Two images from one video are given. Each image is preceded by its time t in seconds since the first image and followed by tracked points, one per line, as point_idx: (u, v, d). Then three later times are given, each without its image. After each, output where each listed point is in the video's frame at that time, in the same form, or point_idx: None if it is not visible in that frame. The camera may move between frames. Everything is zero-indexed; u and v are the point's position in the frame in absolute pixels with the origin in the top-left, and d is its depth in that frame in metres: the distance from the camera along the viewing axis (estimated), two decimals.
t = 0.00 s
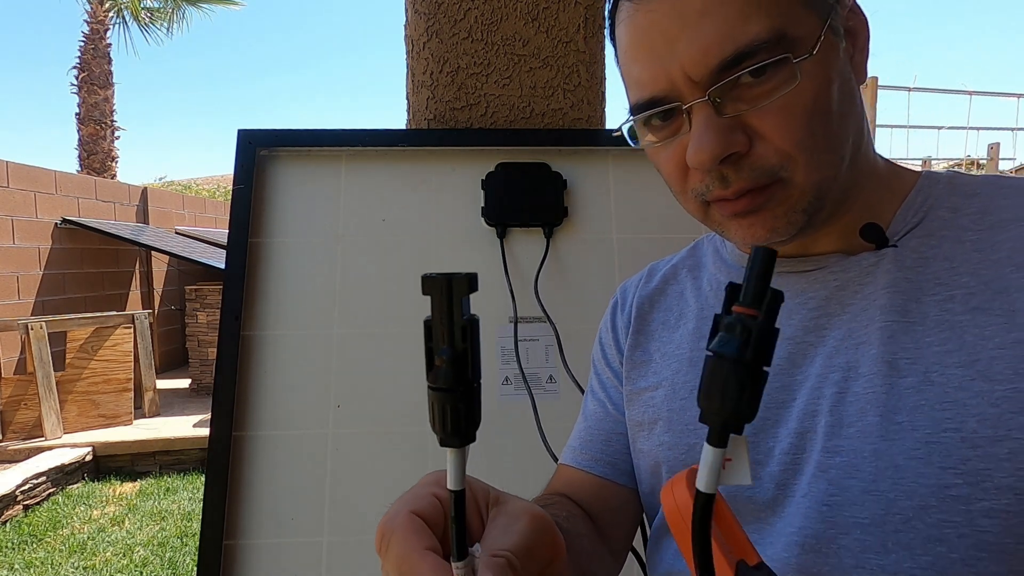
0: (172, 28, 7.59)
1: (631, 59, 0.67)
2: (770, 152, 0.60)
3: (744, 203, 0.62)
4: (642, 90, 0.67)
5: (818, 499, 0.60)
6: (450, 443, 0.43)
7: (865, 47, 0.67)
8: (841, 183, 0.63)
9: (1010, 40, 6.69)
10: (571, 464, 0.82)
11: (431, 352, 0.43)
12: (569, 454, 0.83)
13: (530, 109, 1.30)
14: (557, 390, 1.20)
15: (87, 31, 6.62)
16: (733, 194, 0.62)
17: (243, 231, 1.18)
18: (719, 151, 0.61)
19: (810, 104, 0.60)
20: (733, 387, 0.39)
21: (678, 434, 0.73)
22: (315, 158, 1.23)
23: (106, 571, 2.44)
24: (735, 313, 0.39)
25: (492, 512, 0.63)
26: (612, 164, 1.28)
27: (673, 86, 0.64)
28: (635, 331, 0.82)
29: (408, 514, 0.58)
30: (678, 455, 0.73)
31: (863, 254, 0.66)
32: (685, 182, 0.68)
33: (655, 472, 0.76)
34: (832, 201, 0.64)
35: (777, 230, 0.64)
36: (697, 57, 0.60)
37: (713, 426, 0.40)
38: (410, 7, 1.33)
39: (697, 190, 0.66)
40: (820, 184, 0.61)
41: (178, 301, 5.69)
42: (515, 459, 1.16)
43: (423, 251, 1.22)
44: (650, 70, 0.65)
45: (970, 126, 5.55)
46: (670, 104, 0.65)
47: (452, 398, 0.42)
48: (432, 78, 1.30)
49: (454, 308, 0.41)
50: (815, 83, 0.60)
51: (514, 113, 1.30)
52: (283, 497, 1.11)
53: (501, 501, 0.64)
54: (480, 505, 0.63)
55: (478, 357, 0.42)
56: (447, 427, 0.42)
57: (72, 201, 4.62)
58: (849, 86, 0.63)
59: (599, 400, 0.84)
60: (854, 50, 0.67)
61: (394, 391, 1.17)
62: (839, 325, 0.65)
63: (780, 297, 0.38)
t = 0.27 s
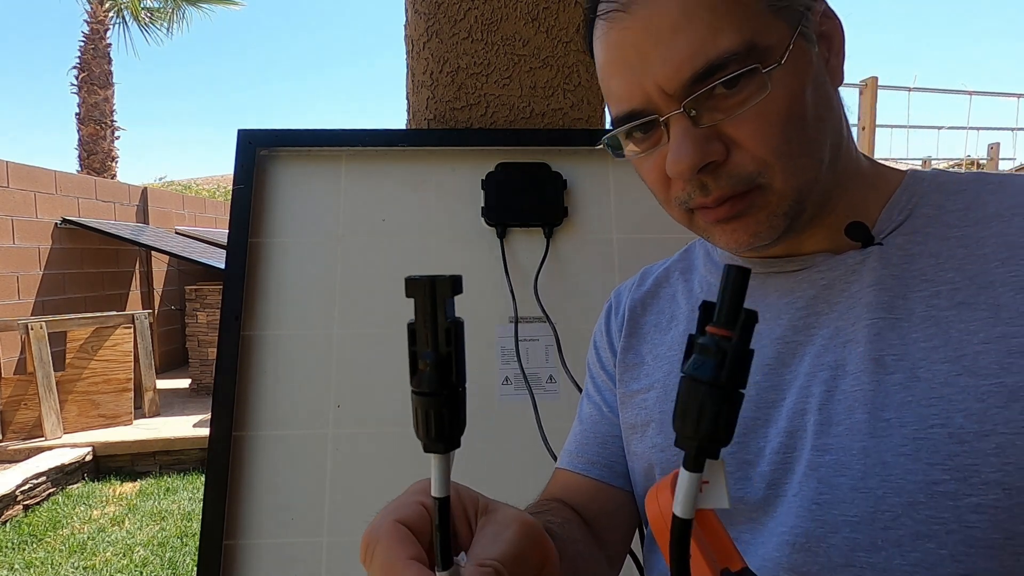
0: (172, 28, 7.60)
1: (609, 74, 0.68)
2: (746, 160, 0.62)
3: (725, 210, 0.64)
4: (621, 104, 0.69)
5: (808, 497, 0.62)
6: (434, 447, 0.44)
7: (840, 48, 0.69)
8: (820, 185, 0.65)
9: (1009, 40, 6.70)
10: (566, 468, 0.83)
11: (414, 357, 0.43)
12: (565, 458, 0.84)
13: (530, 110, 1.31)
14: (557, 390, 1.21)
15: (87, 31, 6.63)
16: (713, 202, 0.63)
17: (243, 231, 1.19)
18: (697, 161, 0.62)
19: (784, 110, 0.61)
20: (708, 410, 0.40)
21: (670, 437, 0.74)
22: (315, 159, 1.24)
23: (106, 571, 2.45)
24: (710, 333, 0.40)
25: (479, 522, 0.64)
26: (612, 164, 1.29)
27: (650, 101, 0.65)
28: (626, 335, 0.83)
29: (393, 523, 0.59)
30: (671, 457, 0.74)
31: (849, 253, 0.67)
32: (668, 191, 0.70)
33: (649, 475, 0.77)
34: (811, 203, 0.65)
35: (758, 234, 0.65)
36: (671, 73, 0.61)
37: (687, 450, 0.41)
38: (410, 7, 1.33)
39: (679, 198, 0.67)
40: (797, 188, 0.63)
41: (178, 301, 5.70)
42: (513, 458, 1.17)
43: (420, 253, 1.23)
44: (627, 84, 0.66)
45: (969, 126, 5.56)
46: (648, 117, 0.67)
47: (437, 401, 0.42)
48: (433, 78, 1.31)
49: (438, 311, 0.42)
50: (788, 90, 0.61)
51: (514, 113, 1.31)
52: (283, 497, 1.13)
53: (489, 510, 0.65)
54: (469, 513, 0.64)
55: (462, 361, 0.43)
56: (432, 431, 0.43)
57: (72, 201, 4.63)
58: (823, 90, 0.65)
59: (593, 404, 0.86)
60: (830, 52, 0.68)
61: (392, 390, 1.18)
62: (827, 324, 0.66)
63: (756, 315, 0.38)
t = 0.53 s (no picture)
0: (172, 28, 7.60)
1: (596, 78, 0.69)
2: (733, 161, 0.63)
3: (714, 212, 0.64)
4: (608, 107, 0.70)
5: (801, 498, 0.62)
6: (408, 463, 0.44)
7: (827, 49, 0.70)
8: (808, 186, 0.66)
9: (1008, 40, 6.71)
10: (561, 471, 0.84)
11: (386, 373, 0.43)
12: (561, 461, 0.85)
13: (530, 109, 1.32)
14: (557, 390, 1.22)
15: (87, 31, 6.64)
16: (701, 204, 0.64)
17: (243, 231, 1.20)
18: (684, 164, 0.63)
19: (770, 112, 0.62)
20: (687, 431, 0.40)
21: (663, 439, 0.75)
22: (315, 159, 1.25)
23: (106, 571, 2.46)
24: (687, 353, 0.40)
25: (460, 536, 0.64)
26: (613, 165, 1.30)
27: (637, 105, 0.66)
28: (619, 336, 0.84)
29: (371, 539, 0.59)
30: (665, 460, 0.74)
31: (839, 253, 0.68)
32: (657, 193, 0.70)
33: (643, 476, 0.78)
34: (799, 204, 0.66)
35: (747, 235, 0.66)
36: (656, 76, 0.62)
37: (667, 470, 0.42)
38: (410, 7, 1.34)
39: (668, 201, 0.68)
40: (785, 189, 0.64)
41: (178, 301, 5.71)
42: (510, 459, 1.17)
43: (417, 254, 1.24)
44: (614, 89, 0.67)
45: (968, 126, 5.57)
46: (636, 120, 0.68)
47: (411, 418, 0.43)
48: (432, 78, 1.31)
49: (410, 327, 0.42)
50: (773, 92, 0.62)
51: (514, 113, 1.32)
52: (282, 498, 1.13)
53: (471, 525, 0.65)
54: (450, 526, 0.64)
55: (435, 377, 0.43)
56: (407, 449, 0.43)
57: (72, 201, 4.63)
58: (810, 91, 0.65)
59: (588, 406, 0.87)
60: (816, 53, 0.69)
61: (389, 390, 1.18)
62: (818, 324, 0.67)
63: (732, 336, 0.39)
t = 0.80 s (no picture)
0: (172, 28, 7.61)
1: (588, 79, 0.70)
2: (725, 162, 0.63)
3: (706, 212, 0.65)
4: (601, 108, 0.71)
5: (794, 497, 0.63)
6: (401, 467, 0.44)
7: (819, 49, 0.70)
8: (799, 186, 0.66)
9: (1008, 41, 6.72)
10: (557, 472, 0.85)
11: (381, 376, 0.43)
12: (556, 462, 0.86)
13: (530, 109, 1.33)
14: (557, 390, 1.23)
15: (87, 31, 6.65)
16: (693, 205, 0.65)
17: (242, 231, 1.20)
18: (676, 164, 0.64)
19: (761, 113, 0.63)
20: (677, 421, 0.41)
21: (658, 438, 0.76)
22: (315, 159, 1.26)
23: (106, 571, 2.47)
24: (676, 343, 0.41)
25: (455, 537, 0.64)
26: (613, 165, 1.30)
27: (629, 106, 0.67)
28: (614, 337, 0.85)
29: (365, 541, 0.60)
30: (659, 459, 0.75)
31: (831, 252, 0.69)
32: (650, 194, 0.71)
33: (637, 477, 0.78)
34: (791, 204, 0.67)
35: (739, 235, 0.67)
36: (647, 77, 0.63)
37: (658, 460, 0.43)
38: (410, 7, 1.35)
39: (660, 201, 0.69)
40: (776, 189, 0.64)
41: (178, 301, 5.72)
42: (508, 458, 1.18)
43: (416, 254, 1.25)
44: (606, 90, 0.68)
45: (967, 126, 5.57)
46: (628, 122, 0.69)
47: (404, 421, 0.43)
48: (433, 78, 1.32)
49: (405, 328, 0.42)
50: (763, 92, 0.63)
51: (514, 113, 1.33)
52: (281, 497, 1.14)
53: (465, 527, 0.65)
54: (445, 528, 0.64)
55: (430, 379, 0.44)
56: (402, 452, 0.43)
57: (72, 201, 4.64)
58: (801, 92, 0.66)
59: (583, 407, 0.87)
60: (808, 54, 0.70)
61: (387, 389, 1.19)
62: (810, 322, 0.68)
63: (721, 325, 0.40)
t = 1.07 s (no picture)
0: (172, 28, 7.62)
1: (583, 80, 0.70)
2: (720, 161, 0.64)
3: (701, 212, 0.66)
4: (596, 108, 0.71)
5: (789, 498, 0.63)
6: (386, 473, 0.44)
7: (814, 49, 0.71)
8: (794, 185, 0.67)
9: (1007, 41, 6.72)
10: (555, 473, 0.85)
11: (363, 384, 0.44)
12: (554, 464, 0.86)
13: (530, 109, 1.33)
14: (557, 390, 1.23)
15: (87, 31, 6.65)
16: (689, 204, 0.65)
17: (242, 231, 1.21)
18: (671, 164, 0.65)
19: (755, 112, 0.63)
20: (676, 426, 0.41)
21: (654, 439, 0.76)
22: (315, 159, 1.26)
23: (106, 571, 2.47)
24: (678, 349, 0.41)
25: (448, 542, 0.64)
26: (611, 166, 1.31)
27: (625, 106, 0.67)
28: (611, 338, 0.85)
29: (355, 548, 0.60)
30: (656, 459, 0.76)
31: (827, 252, 0.69)
32: (645, 193, 0.72)
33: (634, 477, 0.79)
34: (786, 204, 0.67)
35: (734, 235, 0.67)
36: (643, 77, 0.63)
37: (656, 465, 0.43)
38: (410, 7, 1.36)
39: (656, 201, 0.69)
40: (771, 188, 0.65)
41: (178, 301, 5.72)
42: (507, 458, 1.19)
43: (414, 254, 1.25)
44: (601, 91, 0.68)
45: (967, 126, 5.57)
46: (623, 121, 0.69)
47: (387, 427, 0.43)
48: (433, 78, 1.33)
49: (385, 337, 0.42)
50: (758, 92, 0.63)
51: (514, 113, 1.33)
52: (280, 498, 1.14)
53: (458, 532, 0.65)
54: (437, 534, 0.65)
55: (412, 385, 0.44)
56: (386, 459, 0.43)
57: (72, 201, 4.64)
58: (795, 91, 0.66)
59: (580, 408, 0.88)
60: (803, 54, 0.70)
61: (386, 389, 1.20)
62: (805, 323, 0.68)
63: (724, 332, 0.40)
